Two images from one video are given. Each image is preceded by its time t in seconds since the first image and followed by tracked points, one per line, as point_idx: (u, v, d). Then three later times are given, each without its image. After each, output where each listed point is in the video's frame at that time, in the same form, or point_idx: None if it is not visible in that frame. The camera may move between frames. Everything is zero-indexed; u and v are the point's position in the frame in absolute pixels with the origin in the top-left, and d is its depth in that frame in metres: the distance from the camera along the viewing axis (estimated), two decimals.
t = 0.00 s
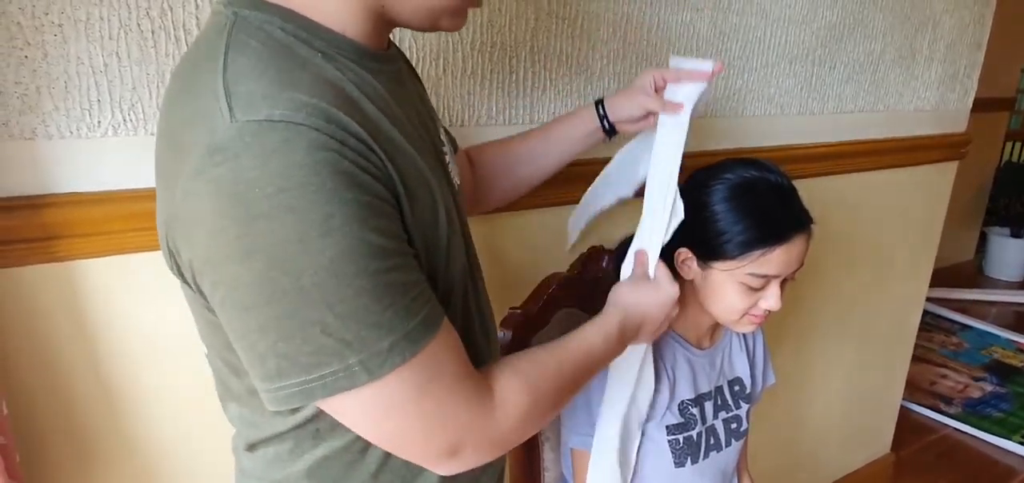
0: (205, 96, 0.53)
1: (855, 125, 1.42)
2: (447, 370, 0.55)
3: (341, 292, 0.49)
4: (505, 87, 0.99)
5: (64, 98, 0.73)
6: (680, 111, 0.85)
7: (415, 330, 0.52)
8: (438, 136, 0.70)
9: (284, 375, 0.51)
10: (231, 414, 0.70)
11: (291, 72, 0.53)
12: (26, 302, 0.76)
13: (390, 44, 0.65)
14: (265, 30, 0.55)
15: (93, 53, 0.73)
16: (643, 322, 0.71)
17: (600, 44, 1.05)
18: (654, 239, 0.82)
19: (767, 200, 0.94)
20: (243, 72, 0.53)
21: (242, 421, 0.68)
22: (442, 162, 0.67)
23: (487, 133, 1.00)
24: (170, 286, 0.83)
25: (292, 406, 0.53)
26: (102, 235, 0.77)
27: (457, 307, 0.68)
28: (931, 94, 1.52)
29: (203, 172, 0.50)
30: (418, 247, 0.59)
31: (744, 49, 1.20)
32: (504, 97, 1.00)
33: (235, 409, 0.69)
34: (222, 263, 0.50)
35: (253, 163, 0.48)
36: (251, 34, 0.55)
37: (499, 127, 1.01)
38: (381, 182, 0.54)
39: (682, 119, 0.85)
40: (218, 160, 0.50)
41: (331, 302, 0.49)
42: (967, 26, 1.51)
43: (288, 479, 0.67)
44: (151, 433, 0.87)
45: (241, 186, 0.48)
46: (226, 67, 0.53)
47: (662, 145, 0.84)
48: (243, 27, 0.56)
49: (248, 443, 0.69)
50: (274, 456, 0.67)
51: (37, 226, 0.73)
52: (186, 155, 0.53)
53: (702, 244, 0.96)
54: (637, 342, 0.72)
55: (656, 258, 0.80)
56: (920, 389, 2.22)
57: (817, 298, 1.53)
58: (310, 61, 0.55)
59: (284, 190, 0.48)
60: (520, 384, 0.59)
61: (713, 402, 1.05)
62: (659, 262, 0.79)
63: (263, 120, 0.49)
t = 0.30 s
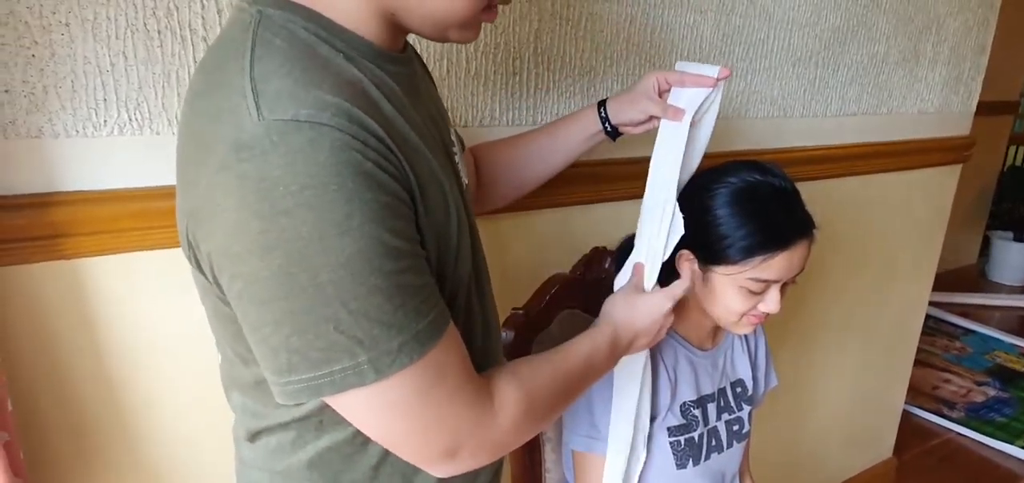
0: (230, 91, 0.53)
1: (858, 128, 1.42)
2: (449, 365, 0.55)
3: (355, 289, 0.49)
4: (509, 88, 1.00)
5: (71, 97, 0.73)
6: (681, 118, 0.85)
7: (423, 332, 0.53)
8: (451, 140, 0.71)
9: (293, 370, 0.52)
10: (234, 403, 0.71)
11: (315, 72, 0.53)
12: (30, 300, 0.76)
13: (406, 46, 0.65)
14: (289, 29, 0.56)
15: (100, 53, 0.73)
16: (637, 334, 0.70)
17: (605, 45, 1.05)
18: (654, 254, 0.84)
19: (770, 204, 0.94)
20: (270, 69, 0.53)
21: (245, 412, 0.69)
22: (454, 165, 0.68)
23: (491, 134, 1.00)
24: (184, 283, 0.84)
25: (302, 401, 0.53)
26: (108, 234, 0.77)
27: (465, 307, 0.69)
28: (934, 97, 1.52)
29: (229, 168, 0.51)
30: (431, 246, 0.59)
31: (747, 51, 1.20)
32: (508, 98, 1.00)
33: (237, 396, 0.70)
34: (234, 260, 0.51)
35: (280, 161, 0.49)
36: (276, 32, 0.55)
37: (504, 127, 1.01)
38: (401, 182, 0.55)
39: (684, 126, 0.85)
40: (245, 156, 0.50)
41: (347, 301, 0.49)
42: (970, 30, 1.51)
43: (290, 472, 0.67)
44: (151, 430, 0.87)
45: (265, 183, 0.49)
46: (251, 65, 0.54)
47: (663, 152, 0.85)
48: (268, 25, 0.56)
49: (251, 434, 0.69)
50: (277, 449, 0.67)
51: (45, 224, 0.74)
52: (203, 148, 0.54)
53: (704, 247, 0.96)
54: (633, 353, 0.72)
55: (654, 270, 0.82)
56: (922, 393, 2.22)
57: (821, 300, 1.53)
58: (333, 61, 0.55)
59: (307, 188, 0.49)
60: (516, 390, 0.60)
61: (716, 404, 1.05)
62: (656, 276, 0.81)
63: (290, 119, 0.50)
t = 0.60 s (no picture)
0: (226, 103, 0.54)
1: (863, 125, 1.41)
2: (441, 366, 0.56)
3: (342, 305, 0.50)
4: (513, 84, 1.00)
5: (76, 90, 0.73)
6: (712, 108, 0.86)
7: (414, 345, 0.53)
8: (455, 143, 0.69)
9: (283, 378, 0.53)
10: (237, 393, 0.72)
11: (309, 84, 0.53)
12: (39, 292, 0.77)
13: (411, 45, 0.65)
14: (287, 36, 0.56)
15: (106, 46, 0.74)
16: (624, 315, 0.71)
17: (609, 40, 1.05)
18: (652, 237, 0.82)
19: (774, 201, 0.93)
20: (264, 82, 0.53)
21: (247, 401, 0.70)
22: (455, 168, 0.67)
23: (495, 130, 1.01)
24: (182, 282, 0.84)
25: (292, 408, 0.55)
26: (112, 227, 0.78)
27: (461, 314, 0.69)
28: (940, 94, 1.51)
29: (220, 184, 0.51)
30: (426, 256, 0.60)
31: (753, 47, 1.19)
32: (512, 94, 1.00)
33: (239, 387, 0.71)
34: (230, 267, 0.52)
35: (269, 181, 0.50)
36: (273, 40, 0.56)
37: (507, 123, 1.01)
38: (393, 197, 0.55)
39: (715, 115, 0.86)
40: (234, 175, 0.51)
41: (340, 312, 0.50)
42: (977, 27, 1.51)
43: (289, 462, 0.69)
44: (150, 428, 0.87)
45: (255, 200, 0.50)
46: (247, 76, 0.54)
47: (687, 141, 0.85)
48: (265, 32, 0.56)
49: (251, 421, 0.71)
50: (277, 439, 0.69)
51: (53, 216, 0.74)
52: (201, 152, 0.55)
53: (707, 244, 0.96)
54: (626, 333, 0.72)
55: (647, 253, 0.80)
56: (926, 392, 2.21)
57: (824, 297, 1.53)
58: (329, 72, 0.56)
59: (295, 208, 0.49)
60: (506, 392, 0.61)
61: (719, 400, 1.05)
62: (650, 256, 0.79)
63: (280, 138, 0.50)
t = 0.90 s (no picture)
0: (228, 114, 0.54)
1: (872, 123, 1.40)
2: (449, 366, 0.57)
3: (343, 320, 0.51)
4: (519, 81, 0.99)
5: (83, 86, 0.73)
6: (722, 124, 0.85)
7: (419, 354, 0.54)
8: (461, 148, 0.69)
9: (288, 385, 0.54)
10: (243, 391, 0.73)
11: (312, 95, 0.54)
12: (48, 288, 0.77)
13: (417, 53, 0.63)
14: (292, 42, 0.56)
15: (113, 42, 0.74)
16: (645, 338, 0.72)
17: (615, 37, 1.05)
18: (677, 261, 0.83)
19: (783, 199, 0.93)
20: (269, 92, 0.53)
21: (250, 397, 0.70)
22: (461, 172, 0.67)
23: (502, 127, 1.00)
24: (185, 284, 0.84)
25: (297, 413, 0.56)
26: (120, 223, 0.78)
27: (467, 319, 0.70)
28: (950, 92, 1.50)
29: (221, 196, 0.52)
30: (430, 264, 0.61)
31: (760, 44, 1.19)
32: (518, 92, 1.00)
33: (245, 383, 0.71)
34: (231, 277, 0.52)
35: (269, 196, 0.50)
36: (278, 47, 0.56)
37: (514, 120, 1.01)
38: (395, 207, 0.56)
39: (725, 132, 0.84)
40: (236, 188, 0.51)
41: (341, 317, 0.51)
42: (987, 24, 1.50)
43: (291, 460, 0.69)
44: (154, 428, 0.87)
45: (256, 214, 0.50)
46: (250, 85, 0.54)
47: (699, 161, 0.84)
48: (271, 38, 0.56)
49: (253, 417, 0.71)
50: (278, 437, 0.69)
51: (59, 212, 0.74)
52: (201, 161, 0.55)
53: (715, 242, 0.95)
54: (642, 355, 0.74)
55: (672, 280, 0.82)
56: (935, 392, 2.20)
57: (831, 297, 1.51)
58: (334, 81, 0.56)
59: (297, 222, 0.50)
60: (521, 394, 0.62)
61: (726, 400, 1.04)
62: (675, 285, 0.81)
63: (282, 152, 0.51)
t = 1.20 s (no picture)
0: (263, 122, 0.54)
1: (878, 124, 1.40)
2: (508, 336, 0.59)
3: (355, 323, 0.52)
4: (525, 79, 0.99)
5: (89, 82, 0.73)
6: (730, 143, 0.86)
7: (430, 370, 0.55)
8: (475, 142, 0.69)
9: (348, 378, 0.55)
10: (254, 391, 0.74)
11: (344, 98, 0.54)
12: (54, 286, 0.77)
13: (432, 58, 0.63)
14: (316, 47, 0.56)
15: (119, 38, 0.73)
16: (692, 348, 0.78)
17: (622, 36, 1.04)
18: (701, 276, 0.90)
19: (792, 202, 0.92)
20: (303, 98, 0.53)
21: (262, 398, 0.72)
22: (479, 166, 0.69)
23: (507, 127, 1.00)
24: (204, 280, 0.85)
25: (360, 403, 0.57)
26: (123, 220, 0.77)
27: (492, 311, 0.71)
28: (957, 93, 1.49)
29: (261, 205, 0.52)
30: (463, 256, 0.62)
31: (767, 44, 1.18)
32: (524, 90, 0.99)
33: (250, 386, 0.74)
34: (264, 281, 0.54)
35: (317, 202, 0.50)
36: (303, 52, 0.56)
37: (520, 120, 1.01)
38: (434, 203, 0.57)
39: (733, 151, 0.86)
40: (280, 197, 0.51)
41: (366, 318, 0.52)
42: (995, 25, 1.49)
43: (307, 457, 0.70)
44: (162, 427, 0.87)
45: (306, 220, 0.50)
46: (282, 91, 0.54)
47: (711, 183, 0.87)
48: (295, 44, 0.56)
49: (266, 420, 0.72)
50: (292, 434, 0.71)
51: (65, 209, 0.74)
52: (234, 175, 0.55)
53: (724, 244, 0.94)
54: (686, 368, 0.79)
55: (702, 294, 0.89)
56: (938, 395, 2.21)
57: (836, 298, 1.51)
58: (358, 84, 0.56)
59: (339, 223, 0.50)
60: (593, 364, 0.65)
61: (731, 401, 1.04)
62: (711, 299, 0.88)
63: (324, 157, 0.51)
